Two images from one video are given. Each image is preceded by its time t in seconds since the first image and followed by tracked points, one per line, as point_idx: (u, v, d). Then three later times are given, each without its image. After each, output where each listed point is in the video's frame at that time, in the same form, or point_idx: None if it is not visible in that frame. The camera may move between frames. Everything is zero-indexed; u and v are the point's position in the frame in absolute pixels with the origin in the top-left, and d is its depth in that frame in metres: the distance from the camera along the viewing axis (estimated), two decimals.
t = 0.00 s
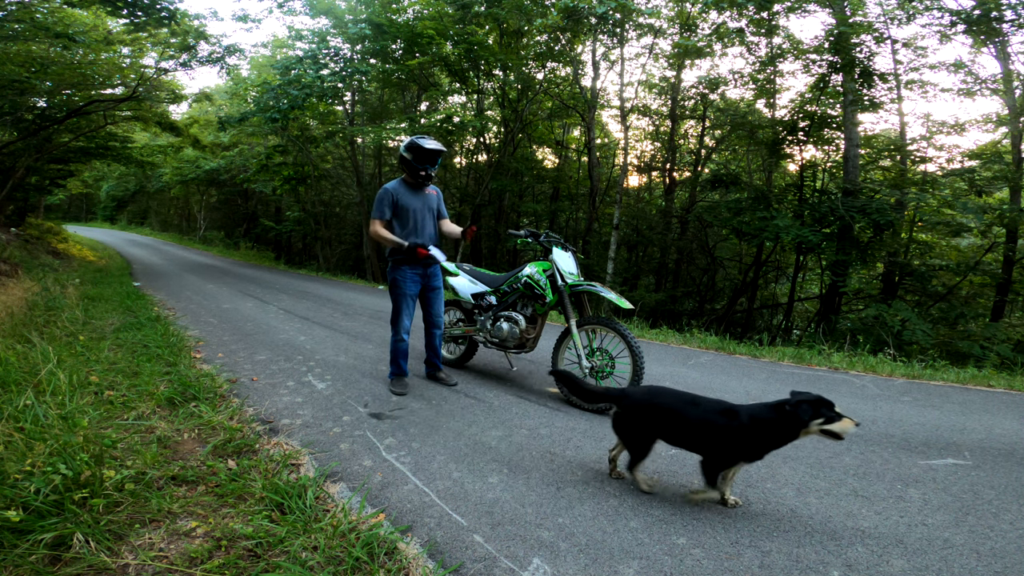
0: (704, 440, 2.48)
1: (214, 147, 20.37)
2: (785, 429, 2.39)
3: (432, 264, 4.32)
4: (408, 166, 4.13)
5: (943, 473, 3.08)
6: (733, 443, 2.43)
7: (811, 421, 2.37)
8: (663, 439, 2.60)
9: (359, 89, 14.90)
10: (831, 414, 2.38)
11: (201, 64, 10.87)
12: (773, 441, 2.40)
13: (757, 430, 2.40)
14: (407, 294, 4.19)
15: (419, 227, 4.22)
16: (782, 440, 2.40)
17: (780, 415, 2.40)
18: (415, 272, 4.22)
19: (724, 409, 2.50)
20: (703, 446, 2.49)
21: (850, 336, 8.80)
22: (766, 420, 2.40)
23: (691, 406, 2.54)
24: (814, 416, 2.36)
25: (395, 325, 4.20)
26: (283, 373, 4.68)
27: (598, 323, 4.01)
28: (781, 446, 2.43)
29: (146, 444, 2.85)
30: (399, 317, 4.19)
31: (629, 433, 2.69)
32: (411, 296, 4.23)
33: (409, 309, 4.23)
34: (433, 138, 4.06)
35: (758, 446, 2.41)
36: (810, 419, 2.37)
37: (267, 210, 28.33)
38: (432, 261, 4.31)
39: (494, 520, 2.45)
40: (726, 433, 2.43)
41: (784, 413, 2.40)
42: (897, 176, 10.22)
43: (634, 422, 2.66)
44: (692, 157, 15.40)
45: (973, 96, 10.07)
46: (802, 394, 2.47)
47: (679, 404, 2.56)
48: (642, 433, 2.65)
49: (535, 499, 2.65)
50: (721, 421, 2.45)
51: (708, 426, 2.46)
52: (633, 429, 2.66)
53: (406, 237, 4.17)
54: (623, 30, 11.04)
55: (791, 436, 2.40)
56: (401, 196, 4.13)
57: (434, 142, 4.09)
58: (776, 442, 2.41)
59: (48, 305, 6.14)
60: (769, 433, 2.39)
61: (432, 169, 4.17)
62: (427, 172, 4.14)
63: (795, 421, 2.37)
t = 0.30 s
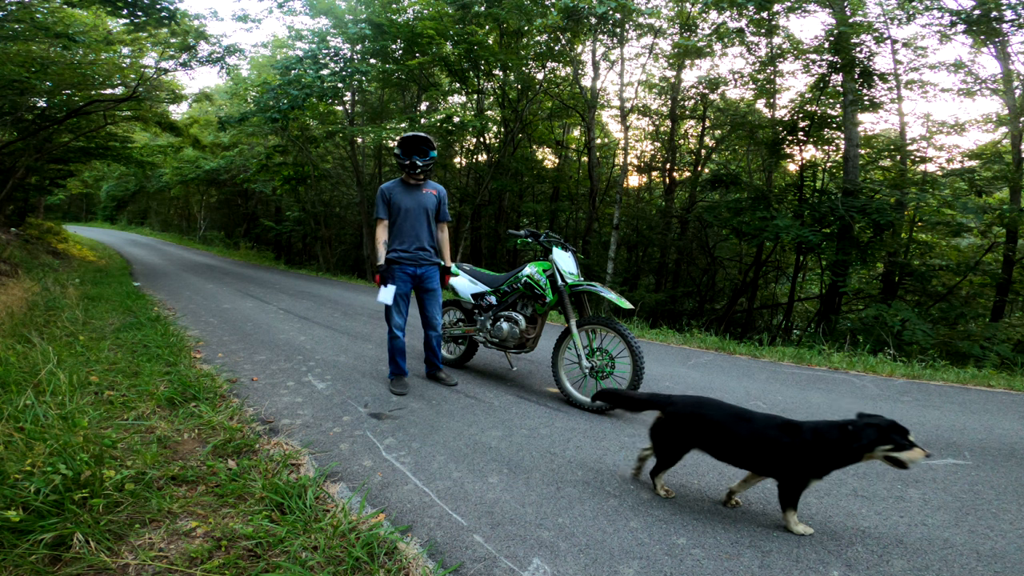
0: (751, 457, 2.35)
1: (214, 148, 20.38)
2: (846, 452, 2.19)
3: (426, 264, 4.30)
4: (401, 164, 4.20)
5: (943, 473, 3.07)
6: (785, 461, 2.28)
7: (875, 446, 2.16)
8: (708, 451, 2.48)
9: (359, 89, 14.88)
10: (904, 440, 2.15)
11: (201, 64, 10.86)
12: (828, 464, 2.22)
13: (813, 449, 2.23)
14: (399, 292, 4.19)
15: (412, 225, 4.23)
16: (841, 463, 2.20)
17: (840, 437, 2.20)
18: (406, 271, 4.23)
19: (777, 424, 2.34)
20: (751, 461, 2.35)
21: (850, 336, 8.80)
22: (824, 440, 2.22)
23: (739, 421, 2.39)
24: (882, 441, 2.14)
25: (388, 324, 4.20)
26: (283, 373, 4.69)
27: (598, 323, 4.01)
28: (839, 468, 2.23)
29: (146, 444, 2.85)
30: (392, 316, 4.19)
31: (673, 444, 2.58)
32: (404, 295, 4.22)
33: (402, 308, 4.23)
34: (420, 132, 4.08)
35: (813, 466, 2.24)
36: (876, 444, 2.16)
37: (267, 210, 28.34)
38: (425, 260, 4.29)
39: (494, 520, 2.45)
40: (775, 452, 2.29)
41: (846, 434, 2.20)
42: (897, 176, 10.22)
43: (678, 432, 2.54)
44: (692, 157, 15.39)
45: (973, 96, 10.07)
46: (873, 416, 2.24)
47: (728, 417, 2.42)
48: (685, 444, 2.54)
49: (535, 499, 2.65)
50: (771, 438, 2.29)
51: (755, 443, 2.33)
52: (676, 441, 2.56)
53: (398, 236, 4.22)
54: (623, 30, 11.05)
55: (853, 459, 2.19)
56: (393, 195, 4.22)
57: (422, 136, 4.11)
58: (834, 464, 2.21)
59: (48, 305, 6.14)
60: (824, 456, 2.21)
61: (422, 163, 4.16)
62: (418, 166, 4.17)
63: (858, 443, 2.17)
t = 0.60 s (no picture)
0: (816, 472, 2.24)
1: (214, 148, 20.39)
2: (920, 466, 2.11)
3: (426, 263, 4.31)
4: (397, 164, 4.20)
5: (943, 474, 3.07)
6: (854, 474, 2.18)
7: (953, 462, 2.09)
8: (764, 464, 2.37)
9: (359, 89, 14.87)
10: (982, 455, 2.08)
11: (201, 64, 10.85)
12: (900, 479, 2.14)
13: (884, 462, 2.14)
14: (399, 291, 4.19)
15: (410, 225, 4.23)
16: (914, 477, 2.12)
17: (913, 452, 2.12)
18: (406, 270, 4.22)
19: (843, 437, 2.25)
20: (816, 475, 2.24)
21: (850, 336, 8.80)
22: (898, 454, 2.13)
23: (803, 433, 2.30)
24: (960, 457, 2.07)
25: (388, 323, 4.20)
26: (283, 373, 4.68)
27: (598, 323, 4.00)
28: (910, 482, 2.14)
29: (146, 444, 2.85)
30: (392, 315, 4.18)
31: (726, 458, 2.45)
32: (404, 294, 4.22)
33: (402, 307, 4.22)
34: (415, 133, 4.07)
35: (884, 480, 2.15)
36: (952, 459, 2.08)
37: (266, 210, 28.33)
38: (425, 260, 4.29)
39: (494, 520, 2.45)
40: (843, 467, 2.19)
41: (920, 449, 2.13)
42: (897, 176, 10.22)
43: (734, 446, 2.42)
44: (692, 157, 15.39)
45: (973, 96, 10.07)
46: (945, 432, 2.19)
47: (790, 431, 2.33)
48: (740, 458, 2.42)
49: (535, 499, 2.65)
50: (841, 451, 2.20)
51: (822, 457, 2.22)
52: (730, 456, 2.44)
53: (397, 236, 4.22)
54: (623, 30, 11.05)
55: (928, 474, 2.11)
56: (390, 196, 4.22)
57: (418, 136, 4.10)
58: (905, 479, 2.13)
59: (48, 305, 6.14)
60: (896, 470, 2.13)
61: (418, 164, 4.17)
62: (413, 166, 4.17)
63: (933, 457, 2.10)
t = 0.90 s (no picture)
0: (891, 486, 2.12)
1: (214, 148, 20.38)
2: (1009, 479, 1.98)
3: (427, 263, 4.32)
4: (395, 167, 4.20)
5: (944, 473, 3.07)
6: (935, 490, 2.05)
7: None
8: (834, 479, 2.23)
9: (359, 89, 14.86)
10: None
11: (201, 64, 10.86)
12: (985, 494, 2.01)
13: (968, 477, 2.02)
14: (399, 290, 4.20)
15: (410, 226, 4.24)
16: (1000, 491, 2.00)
17: (999, 465, 2.00)
18: (407, 269, 4.22)
19: (919, 450, 2.12)
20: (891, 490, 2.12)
21: (850, 336, 8.80)
22: (983, 466, 2.01)
23: (876, 444, 2.18)
24: None
25: (389, 322, 4.20)
26: (283, 373, 4.69)
27: (598, 323, 4.00)
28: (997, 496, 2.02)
29: (146, 444, 2.85)
30: (393, 314, 4.18)
31: (789, 474, 2.31)
32: (405, 293, 4.23)
33: (403, 306, 4.23)
34: (412, 136, 4.06)
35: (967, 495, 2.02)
36: None
37: (267, 210, 28.33)
38: (425, 260, 4.30)
39: (494, 520, 2.45)
40: (921, 480, 2.07)
41: (1009, 461, 2.00)
42: (897, 176, 10.22)
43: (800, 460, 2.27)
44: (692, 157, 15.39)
45: (973, 96, 10.07)
46: None
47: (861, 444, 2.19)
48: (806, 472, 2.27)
49: (535, 499, 2.66)
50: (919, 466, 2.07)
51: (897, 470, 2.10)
52: (794, 468, 2.29)
53: (398, 237, 4.23)
54: (623, 30, 11.06)
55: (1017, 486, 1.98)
56: (389, 198, 4.22)
57: (415, 139, 4.09)
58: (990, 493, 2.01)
59: (48, 305, 6.14)
60: (982, 485, 2.00)
61: (417, 166, 4.17)
62: (412, 168, 4.17)
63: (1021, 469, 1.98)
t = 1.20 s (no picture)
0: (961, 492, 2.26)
1: (214, 148, 20.39)
2: None
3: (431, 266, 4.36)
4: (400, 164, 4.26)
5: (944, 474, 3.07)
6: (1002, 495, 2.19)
7: None
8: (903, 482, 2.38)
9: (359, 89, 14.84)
10: None
11: (201, 64, 10.86)
12: None
13: None
14: (401, 293, 4.23)
15: (413, 222, 4.25)
16: None
17: None
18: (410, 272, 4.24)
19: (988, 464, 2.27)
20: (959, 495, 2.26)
21: (851, 336, 8.79)
22: None
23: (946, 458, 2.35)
24: None
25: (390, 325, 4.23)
26: (283, 373, 4.68)
27: (598, 323, 3.99)
28: None
29: (146, 443, 2.85)
30: (394, 316, 4.21)
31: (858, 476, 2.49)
32: (406, 296, 4.26)
33: (404, 308, 4.26)
34: (415, 132, 4.14)
35: None
36: None
37: (267, 210, 28.31)
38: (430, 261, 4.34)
39: (494, 520, 2.45)
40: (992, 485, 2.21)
41: None
42: (897, 176, 10.21)
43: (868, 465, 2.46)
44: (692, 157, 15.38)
45: (973, 96, 10.07)
46: None
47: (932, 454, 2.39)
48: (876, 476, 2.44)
49: (535, 499, 2.65)
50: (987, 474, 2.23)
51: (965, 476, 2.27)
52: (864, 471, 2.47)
53: (401, 234, 4.25)
54: (623, 30, 11.06)
55: None
56: (390, 193, 4.21)
57: (417, 136, 4.16)
58: None
59: (48, 305, 6.14)
60: None
61: (420, 163, 4.22)
62: (415, 164, 4.22)
63: None
